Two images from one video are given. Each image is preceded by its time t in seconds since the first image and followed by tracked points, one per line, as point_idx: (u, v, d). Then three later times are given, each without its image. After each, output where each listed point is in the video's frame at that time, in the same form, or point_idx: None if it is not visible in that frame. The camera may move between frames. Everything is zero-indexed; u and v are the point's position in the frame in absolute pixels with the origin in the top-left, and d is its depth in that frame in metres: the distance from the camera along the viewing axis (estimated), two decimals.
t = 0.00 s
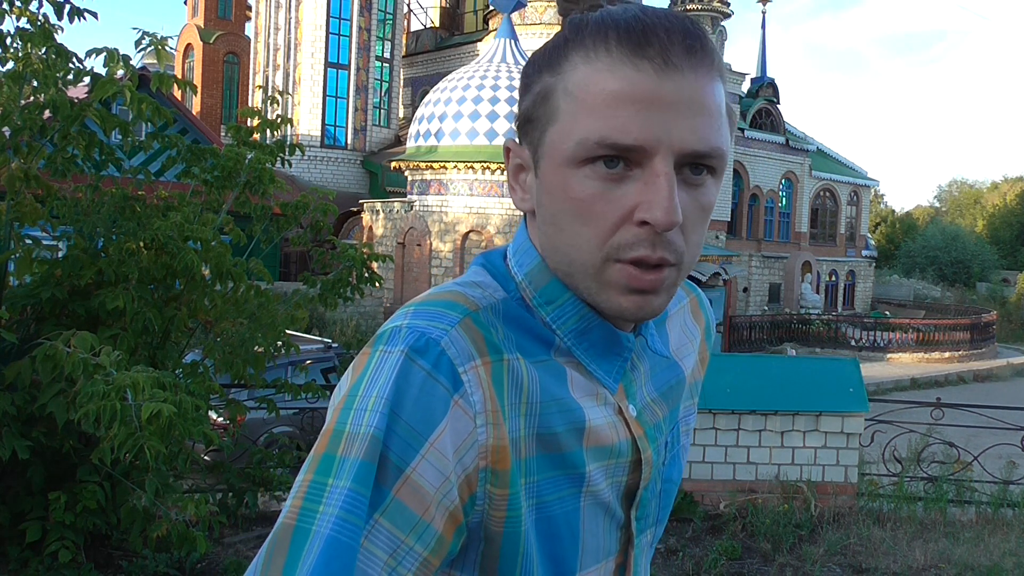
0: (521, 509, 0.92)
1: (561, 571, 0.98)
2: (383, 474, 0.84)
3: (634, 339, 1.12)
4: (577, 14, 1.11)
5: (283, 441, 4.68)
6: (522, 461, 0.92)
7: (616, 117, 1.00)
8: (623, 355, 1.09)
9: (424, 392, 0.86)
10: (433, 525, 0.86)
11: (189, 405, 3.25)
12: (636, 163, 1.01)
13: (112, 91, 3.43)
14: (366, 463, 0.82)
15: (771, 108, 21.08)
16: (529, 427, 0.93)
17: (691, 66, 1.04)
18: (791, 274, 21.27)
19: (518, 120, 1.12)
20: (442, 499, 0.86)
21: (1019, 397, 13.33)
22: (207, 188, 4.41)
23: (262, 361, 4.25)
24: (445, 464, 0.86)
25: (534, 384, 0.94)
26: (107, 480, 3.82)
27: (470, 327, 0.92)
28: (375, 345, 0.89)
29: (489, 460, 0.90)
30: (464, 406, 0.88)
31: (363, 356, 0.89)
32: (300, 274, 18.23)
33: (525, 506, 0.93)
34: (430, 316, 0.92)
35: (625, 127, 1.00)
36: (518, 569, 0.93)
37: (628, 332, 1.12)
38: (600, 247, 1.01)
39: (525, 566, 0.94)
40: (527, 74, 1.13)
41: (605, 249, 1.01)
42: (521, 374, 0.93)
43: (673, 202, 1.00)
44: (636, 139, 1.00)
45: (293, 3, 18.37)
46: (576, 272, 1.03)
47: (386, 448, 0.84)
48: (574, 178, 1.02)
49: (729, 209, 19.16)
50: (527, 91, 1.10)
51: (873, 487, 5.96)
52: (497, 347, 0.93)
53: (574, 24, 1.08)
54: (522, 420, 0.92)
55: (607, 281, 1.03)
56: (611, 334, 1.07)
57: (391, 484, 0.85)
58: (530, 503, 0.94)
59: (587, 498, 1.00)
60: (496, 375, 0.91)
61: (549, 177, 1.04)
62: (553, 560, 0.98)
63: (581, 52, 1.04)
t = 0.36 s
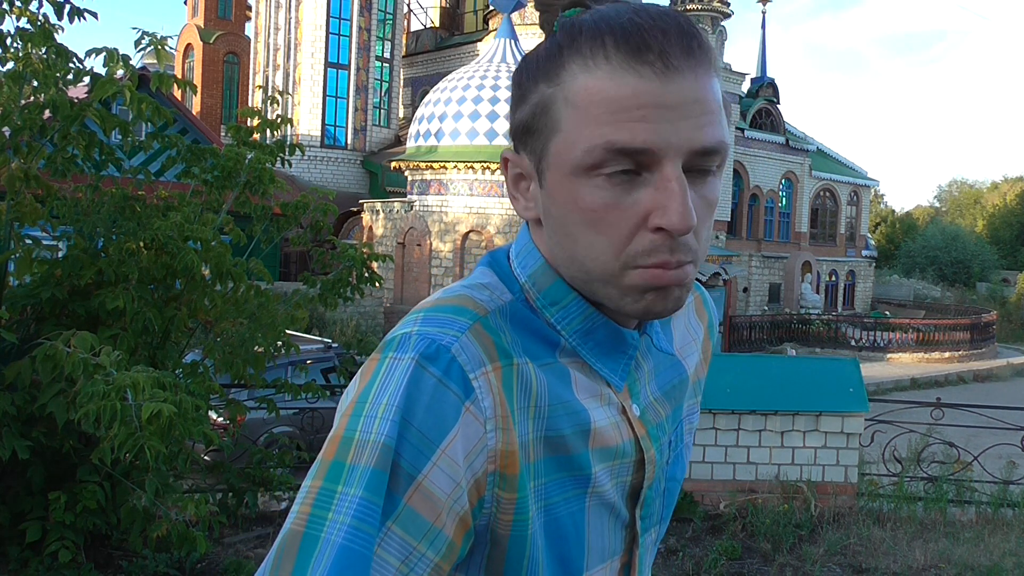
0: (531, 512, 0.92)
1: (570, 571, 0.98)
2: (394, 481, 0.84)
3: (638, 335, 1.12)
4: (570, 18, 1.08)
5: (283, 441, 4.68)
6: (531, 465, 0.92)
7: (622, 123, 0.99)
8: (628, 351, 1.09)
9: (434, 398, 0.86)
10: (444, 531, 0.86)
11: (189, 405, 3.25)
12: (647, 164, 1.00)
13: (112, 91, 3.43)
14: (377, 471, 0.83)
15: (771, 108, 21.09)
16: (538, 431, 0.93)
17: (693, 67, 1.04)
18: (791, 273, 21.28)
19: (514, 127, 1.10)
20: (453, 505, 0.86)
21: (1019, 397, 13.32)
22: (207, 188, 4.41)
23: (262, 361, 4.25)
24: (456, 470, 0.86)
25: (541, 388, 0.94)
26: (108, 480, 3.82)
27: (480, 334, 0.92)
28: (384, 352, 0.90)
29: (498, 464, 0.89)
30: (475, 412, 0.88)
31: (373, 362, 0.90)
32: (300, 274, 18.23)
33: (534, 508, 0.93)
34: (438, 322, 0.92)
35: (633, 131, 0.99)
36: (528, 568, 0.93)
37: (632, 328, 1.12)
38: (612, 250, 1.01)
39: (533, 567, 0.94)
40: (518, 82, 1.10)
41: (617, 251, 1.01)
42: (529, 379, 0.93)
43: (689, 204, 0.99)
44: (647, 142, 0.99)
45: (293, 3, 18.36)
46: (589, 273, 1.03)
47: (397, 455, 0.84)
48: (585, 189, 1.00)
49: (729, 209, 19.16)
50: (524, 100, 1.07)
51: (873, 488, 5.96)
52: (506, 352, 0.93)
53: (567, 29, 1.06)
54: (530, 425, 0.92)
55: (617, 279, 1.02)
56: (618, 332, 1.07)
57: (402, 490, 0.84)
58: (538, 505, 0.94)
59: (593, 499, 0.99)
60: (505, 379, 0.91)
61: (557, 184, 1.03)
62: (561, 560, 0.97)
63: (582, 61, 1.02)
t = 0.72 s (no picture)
0: (531, 508, 0.92)
1: (569, 568, 0.98)
2: (394, 480, 0.85)
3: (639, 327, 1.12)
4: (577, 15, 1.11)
5: (283, 441, 4.68)
6: (529, 463, 0.92)
7: (625, 113, 1.00)
8: (629, 343, 1.10)
9: (434, 399, 0.87)
10: (442, 531, 0.86)
11: (190, 405, 3.24)
12: (651, 154, 1.01)
13: (112, 91, 3.43)
14: (377, 470, 0.83)
15: (771, 108, 21.09)
16: (536, 430, 0.93)
17: (696, 63, 1.05)
18: (791, 274, 21.27)
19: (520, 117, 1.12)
20: (450, 505, 0.86)
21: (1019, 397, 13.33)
22: (207, 188, 4.41)
23: (262, 361, 4.24)
24: (453, 470, 0.86)
25: (538, 387, 0.94)
26: (108, 480, 3.82)
27: (478, 334, 0.93)
28: (385, 353, 0.90)
29: (497, 465, 0.90)
30: (474, 413, 0.88)
31: (374, 364, 0.90)
32: (300, 274, 18.22)
33: (533, 506, 0.93)
34: (438, 325, 0.92)
35: (637, 123, 1.00)
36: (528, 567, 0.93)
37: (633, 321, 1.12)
38: (617, 239, 1.01)
39: (533, 565, 0.94)
40: (525, 73, 1.12)
41: (622, 243, 1.01)
42: (527, 378, 0.93)
43: (689, 189, 0.99)
44: (651, 129, 1.00)
45: (293, 3, 18.37)
46: (595, 263, 1.03)
47: (396, 455, 0.84)
48: (588, 173, 1.01)
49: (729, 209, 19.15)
50: (531, 90, 1.09)
51: (873, 487, 5.95)
52: (505, 352, 0.93)
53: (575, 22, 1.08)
54: (529, 424, 0.92)
55: (622, 271, 1.02)
56: (618, 323, 1.07)
57: (401, 489, 0.85)
58: (538, 503, 0.94)
59: (591, 496, 0.99)
60: (504, 379, 0.91)
61: (561, 172, 1.03)
62: (561, 559, 0.97)
63: (588, 52, 1.04)
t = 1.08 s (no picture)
0: (523, 509, 0.92)
1: (563, 571, 0.98)
2: (384, 481, 0.85)
3: (634, 330, 1.12)
4: (556, 13, 1.11)
5: (283, 441, 4.68)
6: (521, 465, 0.92)
7: (598, 106, 1.00)
8: (624, 345, 1.09)
9: (424, 401, 0.87)
10: (433, 532, 0.86)
11: (189, 406, 3.24)
12: (627, 147, 1.01)
13: (112, 90, 3.43)
14: (367, 471, 0.83)
15: (771, 108, 21.10)
16: (528, 433, 0.93)
17: (671, 50, 1.04)
18: (791, 274, 21.26)
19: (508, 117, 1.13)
20: (441, 506, 0.86)
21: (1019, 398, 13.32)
22: (207, 188, 4.41)
23: (262, 361, 4.24)
24: (444, 471, 0.86)
25: (530, 392, 0.94)
26: (108, 480, 3.82)
27: (469, 336, 0.92)
28: (377, 355, 0.90)
29: (490, 466, 0.90)
30: (465, 415, 0.88)
31: (366, 366, 0.90)
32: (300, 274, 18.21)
33: (525, 506, 0.93)
34: (429, 327, 0.92)
35: (610, 116, 1.00)
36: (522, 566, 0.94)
37: (628, 323, 1.12)
38: (596, 230, 1.02)
39: (528, 567, 0.94)
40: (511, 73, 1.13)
41: (602, 236, 1.02)
42: (518, 381, 0.93)
43: (663, 180, 1.00)
44: (622, 122, 1.00)
45: (292, 3, 18.38)
46: (577, 259, 1.04)
47: (387, 455, 0.84)
48: (566, 166, 1.02)
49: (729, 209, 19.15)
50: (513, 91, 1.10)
51: (873, 487, 5.96)
52: (496, 354, 0.93)
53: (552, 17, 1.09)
54: (520, 425, 0.92)
55: (603, 264, 1.03)
56: (613, 324, 1.07)
57: (392, 490, 0.85)
58: (529, 506, 0.94)
59: (588, 500, 0.99)
60: (495, 380, 0.91)
61: (543, 169, 1.04)
62: (552, 563, 0.97)
63: (562, 46, 1.04)
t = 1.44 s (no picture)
0: (500, 506, 0.91)
1: (553, 570, 0.97)
2: (348, 486, 0.84)
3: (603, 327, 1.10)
4: (478, 22, 1.10)
5: (283, 441, 4.68)
6: (494, 465, 0.92)
7: (519, 115, 0.98)
8: (594, 342, 1.08)
9: (386, 404, 0.86)
10: (404, 534, 0.84)
11: (189, 406, 3.24)
12: (552, 156, 0.99)
13: (112, 91, 3.43)
14: (328, 476, 0.82)
15: (771, 108, 21.12)
16: (501, 432, 0.93)
17: (590, 48, 1.01)
18: (791, 274, 21.28)
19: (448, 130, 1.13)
20: (411, 509, 0.84)
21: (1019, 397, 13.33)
22: (208, 188, 4.41)
23: (262, 361, 4.25)
24: (411, 472, 0.85)
25: (497, 394, 0.93)
26: (108, 480, 3.82)
27: (431, 338, 0.92)
28: (341, 361, 0.89)
29: (461, 466, 0.89)
30: (428, 417, 0.87)
31: (331, 372, 0.90)
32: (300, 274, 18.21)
33: (500, 505, 0.92)
34: (389, 331, 0.91)
35: (533, 123, 0.98)
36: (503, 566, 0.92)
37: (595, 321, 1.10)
38: (532, 242, 1.00)
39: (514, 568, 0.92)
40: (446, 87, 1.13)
41: (538, 246, 1.00)
42: (484, 383, 0.93)
43: (588, 187, 0.98)
44: (543, 133, 0.97)
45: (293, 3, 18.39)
46: (522, 272, 1.01)
47: (349, 459, 0.84)
48: (496, 180, 1.01)
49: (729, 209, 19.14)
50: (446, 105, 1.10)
51: (873, 487, 5.96)
52: (460, 355, 0.93)
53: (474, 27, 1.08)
54: (492, 424, 0.92)
55: (544, 273, 1.01)
56: (580, 326, 1.05)
57: (358, 495, 0.84)
58: (509, 505, 0.94)
59: (573, 497, 0.99)
60: (459, 382, 0.91)
61: (478, 181, 1.04)
62: (540, 562, 0.96)
63: (481, 56, 1.03)
